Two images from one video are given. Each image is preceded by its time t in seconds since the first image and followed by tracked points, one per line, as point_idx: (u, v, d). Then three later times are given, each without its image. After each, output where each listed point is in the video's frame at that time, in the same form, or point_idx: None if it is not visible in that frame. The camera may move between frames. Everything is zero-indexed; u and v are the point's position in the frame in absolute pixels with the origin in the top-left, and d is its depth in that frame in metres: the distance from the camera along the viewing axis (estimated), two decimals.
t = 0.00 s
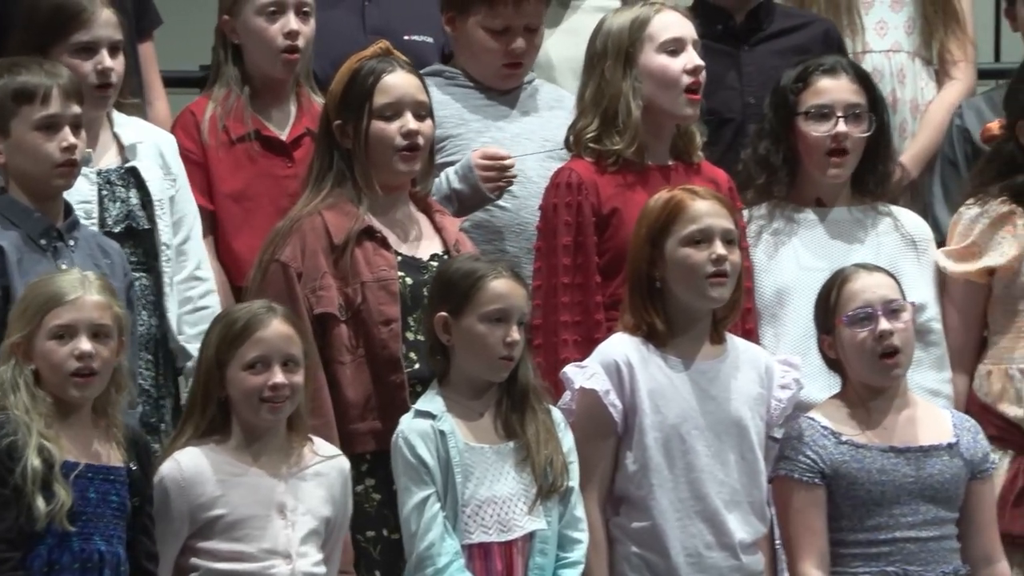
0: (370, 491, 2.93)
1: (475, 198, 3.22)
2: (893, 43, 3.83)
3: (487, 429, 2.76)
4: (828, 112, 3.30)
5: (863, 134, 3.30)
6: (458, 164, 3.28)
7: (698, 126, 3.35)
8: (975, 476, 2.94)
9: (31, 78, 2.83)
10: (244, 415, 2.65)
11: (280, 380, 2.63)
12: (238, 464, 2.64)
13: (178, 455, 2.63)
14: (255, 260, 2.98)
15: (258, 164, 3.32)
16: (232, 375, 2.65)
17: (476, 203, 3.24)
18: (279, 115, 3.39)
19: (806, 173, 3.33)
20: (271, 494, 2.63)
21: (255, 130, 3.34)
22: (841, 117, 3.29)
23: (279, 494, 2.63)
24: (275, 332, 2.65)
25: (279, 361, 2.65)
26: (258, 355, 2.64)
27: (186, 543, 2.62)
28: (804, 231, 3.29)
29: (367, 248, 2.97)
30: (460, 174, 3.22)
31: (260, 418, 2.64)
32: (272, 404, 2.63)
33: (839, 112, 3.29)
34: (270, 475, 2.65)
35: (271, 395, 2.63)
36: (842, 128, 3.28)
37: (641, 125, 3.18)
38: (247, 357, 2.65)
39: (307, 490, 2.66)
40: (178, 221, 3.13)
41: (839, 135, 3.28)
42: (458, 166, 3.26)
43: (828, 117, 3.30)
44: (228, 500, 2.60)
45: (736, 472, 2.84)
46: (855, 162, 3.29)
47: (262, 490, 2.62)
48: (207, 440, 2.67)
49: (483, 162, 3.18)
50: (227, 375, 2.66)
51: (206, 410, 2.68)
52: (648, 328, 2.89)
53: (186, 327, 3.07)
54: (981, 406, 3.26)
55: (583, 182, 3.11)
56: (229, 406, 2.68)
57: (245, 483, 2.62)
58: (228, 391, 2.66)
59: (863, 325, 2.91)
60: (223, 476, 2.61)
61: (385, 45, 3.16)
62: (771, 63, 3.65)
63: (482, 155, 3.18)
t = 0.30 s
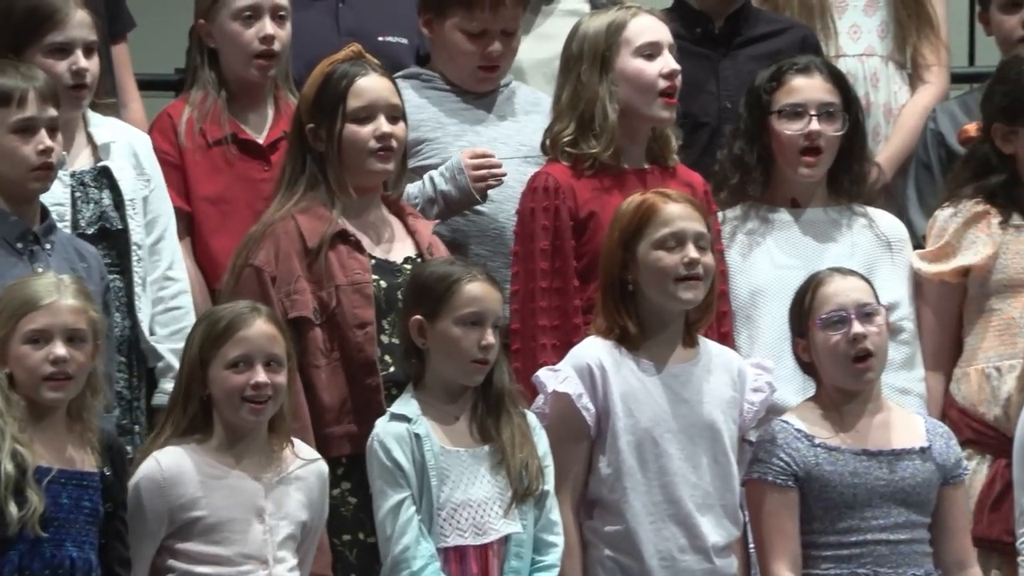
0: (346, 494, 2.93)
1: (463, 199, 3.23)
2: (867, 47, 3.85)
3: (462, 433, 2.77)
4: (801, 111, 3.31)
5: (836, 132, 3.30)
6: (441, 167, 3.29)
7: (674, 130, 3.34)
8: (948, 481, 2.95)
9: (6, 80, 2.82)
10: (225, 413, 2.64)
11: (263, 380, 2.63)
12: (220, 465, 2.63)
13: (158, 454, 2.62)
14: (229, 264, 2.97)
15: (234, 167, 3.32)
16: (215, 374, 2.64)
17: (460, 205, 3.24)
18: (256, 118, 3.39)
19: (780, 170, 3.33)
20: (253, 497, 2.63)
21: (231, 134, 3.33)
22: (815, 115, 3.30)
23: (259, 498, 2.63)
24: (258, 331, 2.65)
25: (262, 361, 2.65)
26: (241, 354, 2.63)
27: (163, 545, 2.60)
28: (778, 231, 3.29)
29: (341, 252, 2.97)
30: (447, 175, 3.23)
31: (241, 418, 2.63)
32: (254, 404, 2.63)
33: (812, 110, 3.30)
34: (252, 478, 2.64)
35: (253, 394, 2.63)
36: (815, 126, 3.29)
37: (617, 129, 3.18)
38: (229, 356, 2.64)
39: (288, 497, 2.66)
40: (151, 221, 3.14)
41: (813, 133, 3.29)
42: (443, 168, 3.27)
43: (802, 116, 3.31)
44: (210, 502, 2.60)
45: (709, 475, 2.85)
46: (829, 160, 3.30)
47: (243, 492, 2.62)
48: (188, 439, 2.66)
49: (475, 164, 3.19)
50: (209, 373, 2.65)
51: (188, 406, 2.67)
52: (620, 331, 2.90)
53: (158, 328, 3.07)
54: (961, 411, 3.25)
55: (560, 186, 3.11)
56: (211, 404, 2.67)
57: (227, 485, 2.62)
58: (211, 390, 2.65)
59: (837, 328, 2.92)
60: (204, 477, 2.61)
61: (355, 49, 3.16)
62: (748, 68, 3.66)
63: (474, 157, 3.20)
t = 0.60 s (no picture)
0: (319, 497, 2.92)
1: (452, 207, 3.24)
2: (838, 50, 3.87)
3: (432, 436, 2.76)
4: (767, 110, 3.30)
5: (803, 130, 3.30)
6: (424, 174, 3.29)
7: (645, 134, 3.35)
8: (916, 484, 2.95)
9: None
10: (204, 413, 2.63)
11: (242, 380, 2.63)
12: (198, 468, 2.62)
13: (136, 456, 2.60)
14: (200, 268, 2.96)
15: (208, 168, 3.31)
16: (193, 373, 2.64)
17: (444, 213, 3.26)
18: (233, 121, 3.38)
19: (747, 165, 3.33)
20: (230, 500, 2.62)
21: (206, 135, 3.33)
22: (781, 114, 3.29)
23: (237, 501, 2.63)
24: (237, 331, 2.64)
25: (241, 361, 2.64)
26: (220, 353, 2.63)
27: (141, 547, 2.58)
28: (745, 231, 3.30)
29: (312, 256, 2.96)
30: (434, 183, 3.24)
31: (219, 416, 2.62)
32: (233, 403, 2.62)
33: (778, 109, 3.30)
34: (229, 481, 2.63)
35: (232, 393, 2.62)
36: (781, 125, 3.29)
37: (588, 133, 3.19)
38: (208, 356, 2.64)
39: (265, 500, 2.66)
40: (122, 222, 3.13)
41: (779, 131, 3.29)
42: (427, 174, 3.28)
43: (768, 114, 3.30)
44: (191, 504, 2.59)
45: (678, 478, 2.85)
46: (796, 157, 3.30)
47: (221, 494, 2.61)
48: (163, 440, 2.65)
49: (465, 172, 3.22)
50: (188, 373, 2.65)
51: (165, 407, 2.66)
52: (591, 334, 2.91)
53: (129, 331, 3.07)
54: (931, 411, 3.26)
55: (531, 189, 3.11)
56: (189, 404, 2.66)
57: (205, 488, 2.61)
58: (189, 390, 2.64)
59: (806, 333, 2.92)
60: (184, 479, 2.60)
61: (325, 52, 3.16)
62: (723, 70, 3.66)
63: (461, 165, 3.22)
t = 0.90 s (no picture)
0: (287, 498, 2.90)
1: (417, 208, 3.25)
2: (807, 50, 3.88)
3: (399, 437, 2.77)
4: (732, 112, 3.31)
5: (767, 132, 3.30)
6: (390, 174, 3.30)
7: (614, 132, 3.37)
8: (879, 483, 2.97)
9: None
10: (182, 414, 2.62)
11: (219, 378, 2.62)
12: (174, 469, 2.61)
13: (113, 457, 2.59)
14: (169, 268, 2.95)
15: (172, 169, 3.30)
16: (169, 375, 2.63)
17: (411, 213, 3.27)
18: (195, 122, 3.37)
19: (712, 165, 3.34)
20: (206, 502, 2.61)
21: (170, 136, 3.32)
22: (746, 116, 3.30)
23: (214, 503, 2.62)
24: (213, 330, 2.64)
25: (217, 360, 2.63)
26: (195, 353, 2.62)
27: (117, 549, 2.57)
28: (710, 234, 3.30)
29: (283, 255, 2.97)
30: (400, 183, 3.25)
31: (197, 415, 2.61)
32: (210, 402, 2.61)
33: (743, 111, 3.31)
34: (206, 483, 2.63)
35: (208, 393, 2.61)
36: (745, 126, 3.30)
37: (555, 133, 3.19)
38: (184, 356, 2.63)
39: (241, 502, 2.65)
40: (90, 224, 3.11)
41: (743, 133, 3.29)
42: (392, 175, 3.28)
43: (732, 116, 3.31)
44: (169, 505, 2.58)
45: (647, 476, 2.86)
46: (758, 157, 3.30)
47: (198, 496, 2.60)
48: (141, 442, 2.64)
49: (430, 171, 3.23)
50: (163, 375, 2.63)
51: (143, 409, 2.65)
52: (559, 335, 2.90)
53: (98, 331, 3.04)
54: (895, 410, 3.27)
55: (498, 187, 3.11)
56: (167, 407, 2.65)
57: (182, 489, 2.60)
58: (166, 392, 2.63)
59: (777, 340, 2.92)
60: (161, 480, 2.59)
61: (297, 50, 3.15)
62: (693, 69, 3.67)
63: (426, 164, 3.24)
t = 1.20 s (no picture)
0: (264, 499, 2.91)
1: (396, 204, 3.26)
2: (784, 50, 3.90)
3: (378, 433, 2.78)
4: (707, 109, 3.32)
5: (743, 129, 3.32)
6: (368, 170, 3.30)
7: (592, 130, 3.38)
8: (858, 478, 2.96)
9: None
10: (160, 415, 2.63)
11: (196, 379, 2.63)
12: (154, 466, 2.62)
13: (96, 456, 2.60)
14: (147, 266, 2.95)
15: (151, 173, 3.31)
16: (146, 376, 2.64)
17: (388, 211, 3.28)
18: (172, 121, 3.39)
19: (688, 167, 3.36)
20: (188, 500, 2.62)
21: (149, 138, 3.32)
22: (721, 113, 3.31)
23: (196, 501, 2.62)
24: (190, 331, 2.64)
25: (193, 360, 2.64)
26: (172, 354, 2.63)
27: (99, 548, 2.58)
28: (686, 234, 3.32)
29: (262, 252, 2.97)
30: (377, 179, 3.26)
31: (173, 416, 2.62)
32: (187, 404, 2.62)
33: (718, 108, 3.32)
34: (187, 481, 2.63)
35: (185, 393, 2.62)
36: (721, 123, 3.31)
37: (528, 134, 3.20)
38: (160, 357, 2.64)
39: (223, 501, 2.66)
40: (66, 226, 3.10)
41: (718, 130, 3.30)
42: (371, 171, 3.30)
43: (708, 114, 3.32)
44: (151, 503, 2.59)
45: (626, 473, 2.87)
46: (735, 156, 3.31)
47: (180, 494, 2.61)
48: (122, 442, 2.64)
49: (407, 167, 3.24)
50: (141, 376, 2.64)
51: (124, 411, 2.65)
52: (539, 336, 2.92)
53: (78, 334, 3.04)
54: (868, 410, 3.29)
55: (476, 185, 3.12)
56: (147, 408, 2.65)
57: (164, 488, 2.60)
58: (144, 393, 2.64)
59: (752, 341, 2.93)
60: (144, 478, 2.60)
61: (275, 48, 3.17)
62: (671, 68, 3.68)
63: (404, 160, 3.25)
